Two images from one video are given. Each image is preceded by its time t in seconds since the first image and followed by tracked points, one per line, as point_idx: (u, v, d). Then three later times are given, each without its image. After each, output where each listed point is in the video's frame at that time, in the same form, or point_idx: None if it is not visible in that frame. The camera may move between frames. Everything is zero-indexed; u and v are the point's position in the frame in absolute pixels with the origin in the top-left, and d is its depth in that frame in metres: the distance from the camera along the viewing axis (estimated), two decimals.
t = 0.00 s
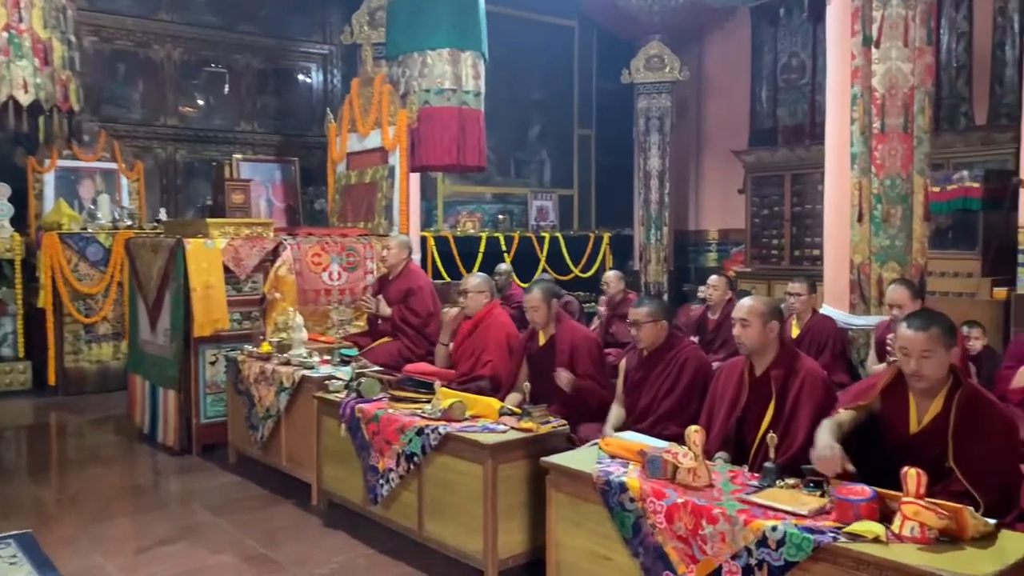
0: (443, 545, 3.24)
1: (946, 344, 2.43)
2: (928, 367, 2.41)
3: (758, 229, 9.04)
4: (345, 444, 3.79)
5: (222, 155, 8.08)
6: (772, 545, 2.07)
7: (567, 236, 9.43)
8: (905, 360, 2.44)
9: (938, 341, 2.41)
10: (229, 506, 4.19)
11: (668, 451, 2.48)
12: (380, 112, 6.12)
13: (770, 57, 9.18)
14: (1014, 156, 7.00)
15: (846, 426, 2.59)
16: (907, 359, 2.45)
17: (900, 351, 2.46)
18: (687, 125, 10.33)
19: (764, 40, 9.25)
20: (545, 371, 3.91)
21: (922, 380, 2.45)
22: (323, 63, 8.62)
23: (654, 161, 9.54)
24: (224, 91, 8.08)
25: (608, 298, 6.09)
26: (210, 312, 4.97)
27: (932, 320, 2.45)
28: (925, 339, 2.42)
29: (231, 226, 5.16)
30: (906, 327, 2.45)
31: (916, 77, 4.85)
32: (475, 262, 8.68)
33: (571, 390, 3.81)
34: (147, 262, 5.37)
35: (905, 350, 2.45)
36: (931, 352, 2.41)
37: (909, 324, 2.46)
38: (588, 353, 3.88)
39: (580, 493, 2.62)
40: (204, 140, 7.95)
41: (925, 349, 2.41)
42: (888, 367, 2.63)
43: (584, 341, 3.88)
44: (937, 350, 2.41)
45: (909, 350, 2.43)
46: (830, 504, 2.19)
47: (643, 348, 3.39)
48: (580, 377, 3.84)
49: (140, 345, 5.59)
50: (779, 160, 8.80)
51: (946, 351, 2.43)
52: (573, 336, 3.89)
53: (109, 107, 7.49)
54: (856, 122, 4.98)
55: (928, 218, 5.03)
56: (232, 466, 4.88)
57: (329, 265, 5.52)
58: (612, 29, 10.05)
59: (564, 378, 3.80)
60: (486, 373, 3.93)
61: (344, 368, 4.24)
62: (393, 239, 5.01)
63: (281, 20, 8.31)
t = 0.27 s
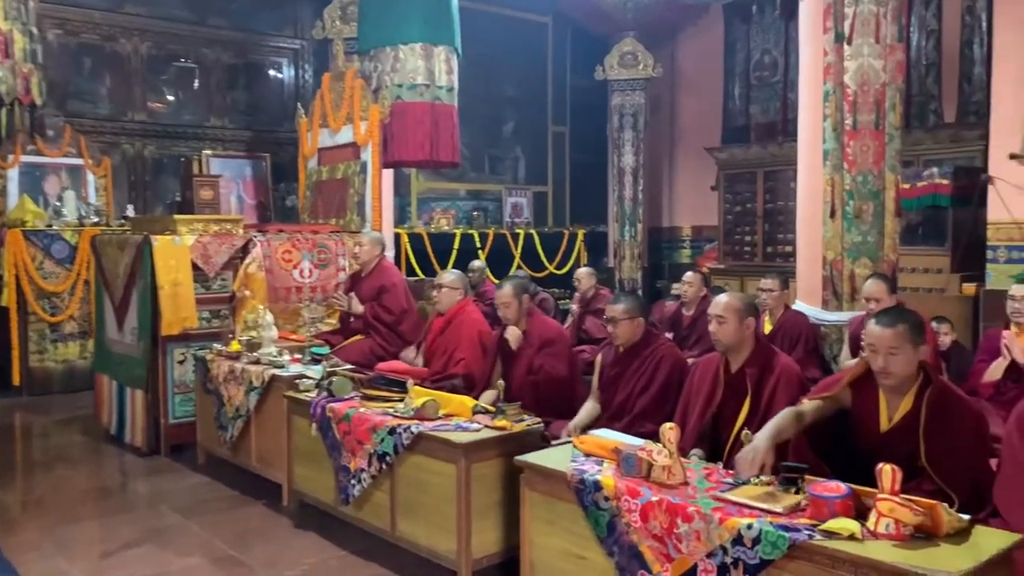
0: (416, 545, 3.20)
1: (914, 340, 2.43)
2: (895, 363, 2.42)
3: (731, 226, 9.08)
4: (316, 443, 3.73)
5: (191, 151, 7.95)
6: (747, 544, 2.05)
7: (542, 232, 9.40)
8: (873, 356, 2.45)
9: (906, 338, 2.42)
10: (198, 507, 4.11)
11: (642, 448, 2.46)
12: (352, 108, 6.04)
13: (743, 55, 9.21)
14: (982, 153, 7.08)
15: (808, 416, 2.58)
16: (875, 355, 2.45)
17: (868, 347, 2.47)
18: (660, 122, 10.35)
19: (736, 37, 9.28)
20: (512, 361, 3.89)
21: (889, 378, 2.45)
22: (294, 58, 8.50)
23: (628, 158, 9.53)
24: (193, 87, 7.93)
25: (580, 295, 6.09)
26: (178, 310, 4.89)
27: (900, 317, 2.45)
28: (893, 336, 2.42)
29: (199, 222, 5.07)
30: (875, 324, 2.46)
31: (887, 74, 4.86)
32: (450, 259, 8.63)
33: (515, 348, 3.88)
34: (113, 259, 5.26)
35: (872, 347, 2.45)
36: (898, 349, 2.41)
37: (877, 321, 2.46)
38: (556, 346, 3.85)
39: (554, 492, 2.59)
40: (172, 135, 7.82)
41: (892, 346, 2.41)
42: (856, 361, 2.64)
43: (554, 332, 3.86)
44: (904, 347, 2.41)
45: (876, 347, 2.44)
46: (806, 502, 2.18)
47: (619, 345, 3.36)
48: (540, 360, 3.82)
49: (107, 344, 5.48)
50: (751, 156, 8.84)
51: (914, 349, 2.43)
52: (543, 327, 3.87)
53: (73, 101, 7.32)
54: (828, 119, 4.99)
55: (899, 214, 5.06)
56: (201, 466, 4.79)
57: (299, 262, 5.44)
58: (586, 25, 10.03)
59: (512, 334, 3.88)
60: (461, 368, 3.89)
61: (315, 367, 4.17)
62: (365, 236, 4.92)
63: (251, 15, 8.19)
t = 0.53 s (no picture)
0: (385, 551, 3.14)
1: (875, 340, 2.42)
2: (857, 364, 2.41)
3: (697, 224, 9.10)
4: (281, 448, 3.65)
5: (152, 149, 7.76)
6: (722, 547, 2.02)
7: (510, 231, 9.37)
8: (835, 357, 2.44)
9: (866, 338, 2.41)
10: (160, 515, 4.01)
11: (616, 450, 2.42)
12: (317, 105, 5.95)
13: (708, 54, 9.24)
14: (942, 152, 7.16)
15: (777, 424, 2.55)
16: (837, 356, 2.44)
17: (830, 348, 2.46)
18: (627, 121, 10.34)
19: (701, 37, 9.30)
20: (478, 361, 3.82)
21: (852, 379, 2.44)
22: (257, 56, 8.34)
23: (596, 157, 9.52)
24: (154, 85, 7.75)
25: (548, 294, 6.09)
26: (138, 313, 4.76)
27: (860, 317, 2.45)
28: (853, 335, 2.41)
29: (160, 222, 4.95)
30: (836, 326, 2.45)
31: (852, 72, 4.90)
32: (417, 259, 8.56)
33: (480, 344, 3.83)
34: (71, 261, 5.12)
35: (833, 347, 2.45)
36: (858, 349, 2.40)
37: (839, 323, 2.45)
38: (521, 346, 3.78)
39: (525, 495, 2.54)
40: (132, 134, 7.63)
41: (853, 346, 2.41)
42: (819, 364, 2.61)
43: (520, 332, 3.79)
44: (865, 347, 2.40)
45: (838, 347, 2.43)
46: (780, 503, 2.16)
47: (592, 345, 3.33)
48: (504, 358, 3.76)
49: (65, 348, 5.33)
50: (717, 155, 8.87)
51: (876, 348, 2.42)
52: (509, 327, 3.80)
53: (28, 99, 7.06)
54: (795, 118, 5.00)
55: (865, 212, 5.09)
56: (163, 473, 4.68)
57: (263, 262, 5.34)
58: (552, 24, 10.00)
59: (479, 329, 3.83)
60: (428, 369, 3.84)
61: (280, 370, 4.09)
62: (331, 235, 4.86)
63: (213, 11, 8.00)
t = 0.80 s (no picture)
0: (351, 562, 3.05)
1: (841, 340, 2.38)
2: (825, 365, 2.36)
3: (660, 223, 9.10)
4: (241, 457, 3.54)
5: (105, 149, 7.33)
6: (700, 554, 1.97)
7: (474, 231, 9.30)
8: (802, 359, 2.39)
9: (832, 339, 2.36)
10: (116, 528, 3.87)
11: (589, 456, 2.36)
12: (275, 104, 5.84)
13: (669, 54, 9.24)
14: (901, 150, 7.23)
15: (746, 432, 2.49)
16: (804, 358, 2.39)
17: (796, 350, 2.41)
18: (589, 120, 10.31)
19: (662, 36, 9.31)
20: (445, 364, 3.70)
21: (821, 381, 2.39)
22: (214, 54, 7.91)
23: (559, 156, 9.48)
24: (108, 83, 7.37)
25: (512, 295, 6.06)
26: (91, 318, 4.60)
27: (827, 317, 2.39)
28: (819, 337, 2.36)
29: (113, 225, 4.79)
30: (802, 329, 2.39)
31: (817, 71, 4.89)
32: (380, 260, 8.46)
33: (447, 346, 3.68)
34: (19, 265, 4.93)
35: (800, 350, 2.39)
36: (826, 350, 2.35)
37: (805, 325, 2.40)
38: (487, 348, 3.63)
39: (496, 503, 2.47)
40: (84, 134, 7.22)
41: (820, 347, 2.36)
42: (787, 367, 2.55)
43: (486, 333, 3.64)
44: (832, 347, 2.36)
45: (804, 350, 2.38)
46: (758, 508, 2.11)
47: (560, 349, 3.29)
48: (470, 361, 3.61)
49: (13, 355, 5.13)
50: (679, 154, 8.88)
51: (842, 348, 2.37)
52: (474, 328, 3.65)
53: None
54: (759, 116, 4.99)
55: (830, 210, 5.10)
56: (119, 483, 4.53)
57: (221, 265, 5.21)
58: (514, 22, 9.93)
59: (445, 331, 3.67)
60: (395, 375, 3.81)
61: (240, 376, 3.97)
62: (291, 238, 4.74)
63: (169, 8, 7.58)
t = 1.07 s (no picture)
0: (313, 570, 2.98)
1: (809, 334, 2.38)
2: (794, 359, 2.36)
3: (618, 220, 9.12)
4: (198, 464, 3.44)
5: (51, 148, 6.90)
6: (674, 557, 1.95)
7: (432, 230, 9.24)
8: (771, 354, 2.38)
9: (800, 332, 2.36)
10: (67, 540, 3.74)
11: (558, 458, 2.32)
12: (227, 100, 5.68)
13: (625, 51, 9.26)
14: (853, 146, 7.32)
15: (711, 425, 2.51)
16: (772, 353, 2.38)
17: (764, 345, 2.40)
18: (547, 117, 10.28)
19: (618, 34, 9.32)
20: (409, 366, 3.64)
21: (789, 375, 2.38)
22: (163, 51, 7.53)
23: (517, 154, 9.45)
24: (52, 80, 6.93)
25: (472, 294, 6.03)
26: (38, 323, 4.44)
27: (793, 311, 2.39)
28: (787, 331, 2.36)
29: (61, 226, 4.64)
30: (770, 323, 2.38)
31: (775, 67, 4.89)
32: (337, 260, 8.35)
33: (411, 348, 3.62)
34: None
35: (768, 345, 2.38)
36: (794, 344, 2.35)
37: (772, 319, 2.39)
38: (453, 349, 3.58)
39: (464, 508, 2.42)
40: (27, 133, 6.75)
41: (788, 341, 2.35)
42: (753, 363, 2.55)
43: (451, 334, 3.60)
44: (800, 341, 2.35)
45: (773, 344, 2.37)
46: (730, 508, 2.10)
47: (525, 349, 3.25)
48: (436, 363, 3.56)
49: None
50: (636, 152, 8.91)
51: (810, 342, 2.37)
52: (439, 329, 3.60)
53: None
54: (719, 113, 5.01)
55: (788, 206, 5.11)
56: (69, 493, 4.38)
57: (174, 267, 5.05)
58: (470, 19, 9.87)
59: (409, 332, 3.62)
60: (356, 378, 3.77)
61: (196, 381, 3.86)
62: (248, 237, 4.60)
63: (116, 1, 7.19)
